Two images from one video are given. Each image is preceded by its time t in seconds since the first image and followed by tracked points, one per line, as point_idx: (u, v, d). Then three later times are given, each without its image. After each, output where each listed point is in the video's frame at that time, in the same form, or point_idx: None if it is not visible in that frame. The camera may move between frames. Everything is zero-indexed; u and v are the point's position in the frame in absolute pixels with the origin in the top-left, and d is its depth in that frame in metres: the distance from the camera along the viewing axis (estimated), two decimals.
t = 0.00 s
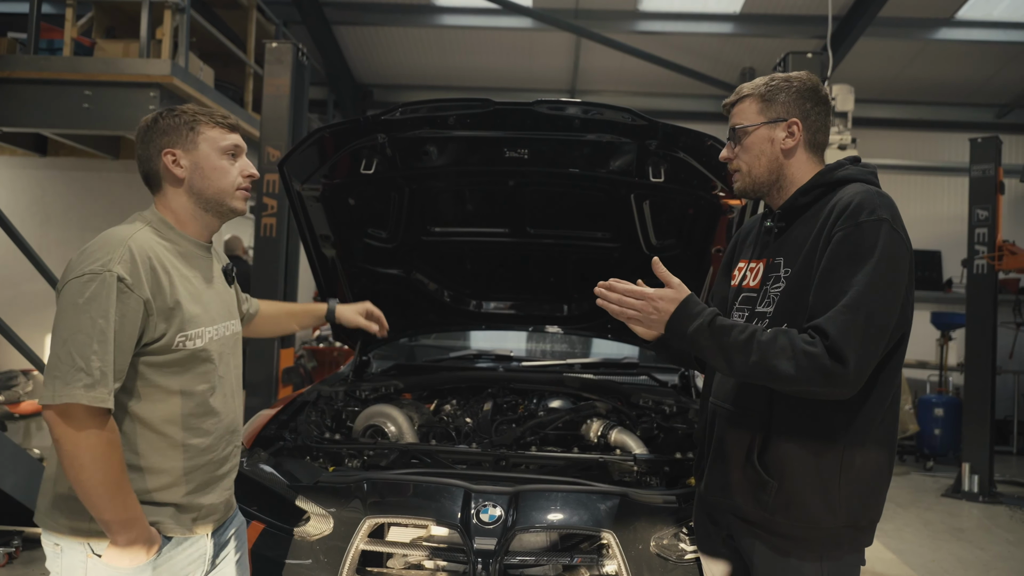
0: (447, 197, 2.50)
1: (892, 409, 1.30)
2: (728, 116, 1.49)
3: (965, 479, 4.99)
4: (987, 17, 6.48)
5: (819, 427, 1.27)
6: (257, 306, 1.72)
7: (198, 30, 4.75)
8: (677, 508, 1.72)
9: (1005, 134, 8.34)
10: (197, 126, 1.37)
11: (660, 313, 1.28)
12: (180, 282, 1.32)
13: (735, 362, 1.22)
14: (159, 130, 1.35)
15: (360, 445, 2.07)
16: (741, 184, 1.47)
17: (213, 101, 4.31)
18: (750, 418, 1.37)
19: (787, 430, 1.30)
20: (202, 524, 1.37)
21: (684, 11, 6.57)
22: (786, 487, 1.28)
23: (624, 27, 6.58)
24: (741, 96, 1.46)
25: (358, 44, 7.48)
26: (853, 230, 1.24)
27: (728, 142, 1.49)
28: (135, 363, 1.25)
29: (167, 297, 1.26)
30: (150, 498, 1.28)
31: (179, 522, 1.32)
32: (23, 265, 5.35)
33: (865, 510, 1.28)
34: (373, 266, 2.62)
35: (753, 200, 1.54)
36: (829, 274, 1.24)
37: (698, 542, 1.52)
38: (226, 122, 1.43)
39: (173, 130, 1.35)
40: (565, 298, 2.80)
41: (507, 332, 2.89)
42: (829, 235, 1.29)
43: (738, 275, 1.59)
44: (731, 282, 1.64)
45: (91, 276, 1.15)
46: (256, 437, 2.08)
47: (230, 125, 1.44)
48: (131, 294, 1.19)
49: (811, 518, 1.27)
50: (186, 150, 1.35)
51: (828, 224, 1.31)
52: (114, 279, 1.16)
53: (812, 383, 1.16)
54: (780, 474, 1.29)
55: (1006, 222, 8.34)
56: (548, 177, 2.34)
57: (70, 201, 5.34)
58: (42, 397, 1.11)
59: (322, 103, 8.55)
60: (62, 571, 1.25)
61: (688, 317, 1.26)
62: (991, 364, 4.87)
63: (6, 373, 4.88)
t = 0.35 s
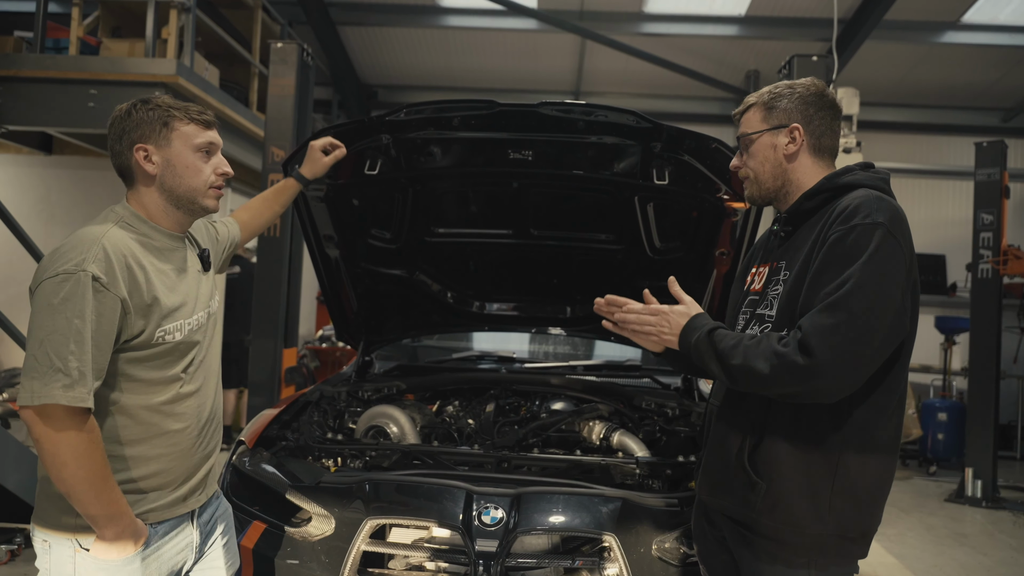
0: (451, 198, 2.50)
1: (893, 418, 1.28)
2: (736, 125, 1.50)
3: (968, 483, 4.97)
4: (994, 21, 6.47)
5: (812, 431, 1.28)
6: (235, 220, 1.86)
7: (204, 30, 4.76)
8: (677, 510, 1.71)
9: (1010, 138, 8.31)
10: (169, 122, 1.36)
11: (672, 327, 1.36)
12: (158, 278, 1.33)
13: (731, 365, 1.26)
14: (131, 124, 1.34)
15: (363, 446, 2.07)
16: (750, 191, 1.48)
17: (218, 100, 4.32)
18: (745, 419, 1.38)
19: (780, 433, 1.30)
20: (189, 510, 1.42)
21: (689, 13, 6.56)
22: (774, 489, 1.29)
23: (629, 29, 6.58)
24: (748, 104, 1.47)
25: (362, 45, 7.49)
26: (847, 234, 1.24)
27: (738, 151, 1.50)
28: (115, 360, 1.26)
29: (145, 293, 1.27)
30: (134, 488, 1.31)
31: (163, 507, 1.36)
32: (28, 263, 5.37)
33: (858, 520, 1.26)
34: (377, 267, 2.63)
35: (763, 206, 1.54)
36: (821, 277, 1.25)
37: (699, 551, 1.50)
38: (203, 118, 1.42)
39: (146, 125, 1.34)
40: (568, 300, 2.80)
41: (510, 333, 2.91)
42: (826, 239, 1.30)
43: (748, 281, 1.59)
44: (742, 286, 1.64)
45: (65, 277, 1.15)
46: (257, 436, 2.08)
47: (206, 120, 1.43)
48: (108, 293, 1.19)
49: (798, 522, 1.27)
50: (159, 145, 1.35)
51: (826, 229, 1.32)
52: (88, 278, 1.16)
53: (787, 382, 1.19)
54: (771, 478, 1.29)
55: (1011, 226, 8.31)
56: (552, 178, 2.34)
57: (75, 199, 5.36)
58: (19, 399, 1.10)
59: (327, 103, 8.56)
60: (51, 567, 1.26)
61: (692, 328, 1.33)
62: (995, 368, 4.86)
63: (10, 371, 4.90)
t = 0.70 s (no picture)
0: (452, 198, 2.50)
1: (895, 415, 1.29)
2: (732, 127, 1.52)
3: (970, 481, 4.97)
4: (994, 18, 6.46)
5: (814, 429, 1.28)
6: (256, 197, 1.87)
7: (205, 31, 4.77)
8: (677, 507, 1.72)
9: (1011, 135, 8.30)
10: (192, 126, 1.41)
11: (677, 339, 1.40)
12: (180, 267, 1.37)
13: (732, 370, 1.27)
14: (157, 125, 1.40)
15: (364, 445, 2.08)
16: (744, 191, 1.50)
17: (219, 102, 4.33)
18: (748, 419, 1.38)
19: (781, 432, 1.31)
20: (214, 497, 1.47)
21: (689, 12, 6.56)
22: (776, 489, 1.30)
23: (629, 28, 6.59)
24: (743, 107, 1.49)
25: (363, 45, 7.50)
26: (839, 232, 1.25)
27: (733, 153, 1.52)
28: (138, 345, 1.30)
29: (165, 281, 1.31)
30: (158, 471, 1.35)
31: (188, 490, 1.39)
32: (31, 265, 5.39)
33: (862, 519, 1.26)
34: (379, 267, 2.64)
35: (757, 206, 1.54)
36: (814, 276, 1.26)
37: (704, 551, 1.51)
38: (223, 125, 1.47)
39: (169, 128, 1.39)
40: (568, 300, 2.81)
41: (511, 332, 2.93)
42: (819, 238, 1.31)
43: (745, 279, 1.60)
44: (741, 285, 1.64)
45: (88, 266, 1.21)
46: (260, 436, 2.09)
47: (227, 127, 1.47)
48: (128, 280, 1.24)
49: (802, 521, 1.27)
50: (179, 146, 1.39)
51: (818, 228, 1.32)
52: (108, 267, 1.22)
53: (782, 382, 1.21)
54: (775, 477, 1.30)
55: (1012, 223, 8.31)
56: (553, 177, 2.35)
57: (78, 200, 5.37)
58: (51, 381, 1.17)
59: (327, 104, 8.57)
60: (79, 556, 1.32)
61: (698, 336, 1.36)
62: (997, 366, 4.86)
63: (13, 372, 4.91)
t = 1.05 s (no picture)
0: (453, 192, 2.51)
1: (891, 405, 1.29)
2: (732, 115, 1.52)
3: (972, 474, 4.97)
4: (997, 10, 6.43)
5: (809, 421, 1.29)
6: (277, 198, 1.94)
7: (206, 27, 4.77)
8: (677, 498, 1.74)
9: (1014, 128, 8.26)
10: (225, 137, 1.48)
11: (674, 339, 1.40)
12: (201, 264, 1.42)
13: (736, 371, 1.27)
14: (192, 135, 1.46)
15: (366, 437, 2.09)
16: (739, 180, 1.51)
17: (221, 97, 4.34)
18: (743, 411, 1.39)
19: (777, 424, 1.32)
20: (243, 478, 1.49)
21: (691, 5, 6.54)
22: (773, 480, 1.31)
23: (630, 21, 6.57)
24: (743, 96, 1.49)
25: (364, 40, 7.49)
26: (829, 228, 1.26)
27: (733, 141, 1.53)
28: (159, 336, 1.35)
29: (185, 274, 1.37)
30: (187, 455, 1.39)
31: (219, 470, 1.43)
32: (35, 261, 5.42)
33: (857, 509, 1.27)
34: (380, 261, 2.66)
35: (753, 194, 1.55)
36: (809, 272, 1.26)
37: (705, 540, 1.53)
38: (254, 137, 1.52)
39: (204, 137, 1.46)
40: (570, 294, 2.82)
41: (514, 325, 2.88)
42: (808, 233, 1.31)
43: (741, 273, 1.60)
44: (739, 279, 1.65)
45: (112, 261, 1.29)
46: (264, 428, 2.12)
47: (258, 140, 1.53)
48: (149, 273, 1.29)
49: (797, 510, 1.29)
50: (212, 155, 1.45)
51: (808, 222, 1.33)
52: (130, 261, 1.28)
53: (787, 380, 1.21)
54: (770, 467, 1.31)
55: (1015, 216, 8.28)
56: (553, 171, 2.35)
57: (81, 196, 5.39)
58: (75, 366, 1.24)
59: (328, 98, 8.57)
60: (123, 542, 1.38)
61: (697, 334, 1.36)
62: (999, 358, 4.86)
63: (19, 367, 4.95)
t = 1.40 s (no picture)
0: (458, 197, 2.53)
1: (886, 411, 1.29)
2: (731, 110, 1.49)
3: (978, 483, 4.93)
4: (1006, 18, 6.42)
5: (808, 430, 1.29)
6: (296, 205, 2.01)
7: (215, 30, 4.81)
8: (678, 505, 1.73)
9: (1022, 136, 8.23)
10: (245, 149, 1.51)
11: (679, 371, 1.32)
12: (213, 270, 1.43)
13: (781, 394, 1.23)
14: (215, 148, 1.51)
15: (369, 440, 2.10)
16: (737, 180, 1.49)
17: (229, 100, 4.37)
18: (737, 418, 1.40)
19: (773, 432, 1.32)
20: (252, 476, 1.50)
21: (698, 11, 6.56)
22: (768, 488, 1.31)
23: (637, 27, 6.59)
24: (746, 90, 1.46)
25: (372, 44, 7.54)
26: (831, 241, 1.25)
27: (727, 136, 1.49)
28: (169, 338, 1.37)
29: (196, 278, 1.38)
30: (198, 454, 1.40)
31: (229, 467, 1.45)
32: (45, 261, 5.47)
33: (851, 516, 1.27)
34: (384, 265, 2.68)
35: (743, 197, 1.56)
36: (818, 284, 1.25)
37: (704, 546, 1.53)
38: (274, 150, 1.56)
39: (226, 149, 1.50)
40: (573, 298, 2.83)
41: (517, 330, 2.87)
42: (809, 247, 1.31)
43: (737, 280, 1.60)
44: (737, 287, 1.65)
45: (128, 265, 1.31)
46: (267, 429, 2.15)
47: (277, 153, 1.57)
48: (162, 277, 1.31)
49: (792, 518, 1.29)
50: (231, 165, 1.49)
51: (805, 233, 1.34)
52: (145, 265, 1.30)
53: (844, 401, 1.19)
54: (766, 475, 1.32)
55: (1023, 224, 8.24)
56: (558, 176, 2.36)
57: (91, 198, 5.44)
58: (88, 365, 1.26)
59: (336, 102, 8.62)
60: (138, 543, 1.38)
61: (707, 361, 1.30)
62: (1005, 368, 4.84)
63: (26, 366, 4.99)
